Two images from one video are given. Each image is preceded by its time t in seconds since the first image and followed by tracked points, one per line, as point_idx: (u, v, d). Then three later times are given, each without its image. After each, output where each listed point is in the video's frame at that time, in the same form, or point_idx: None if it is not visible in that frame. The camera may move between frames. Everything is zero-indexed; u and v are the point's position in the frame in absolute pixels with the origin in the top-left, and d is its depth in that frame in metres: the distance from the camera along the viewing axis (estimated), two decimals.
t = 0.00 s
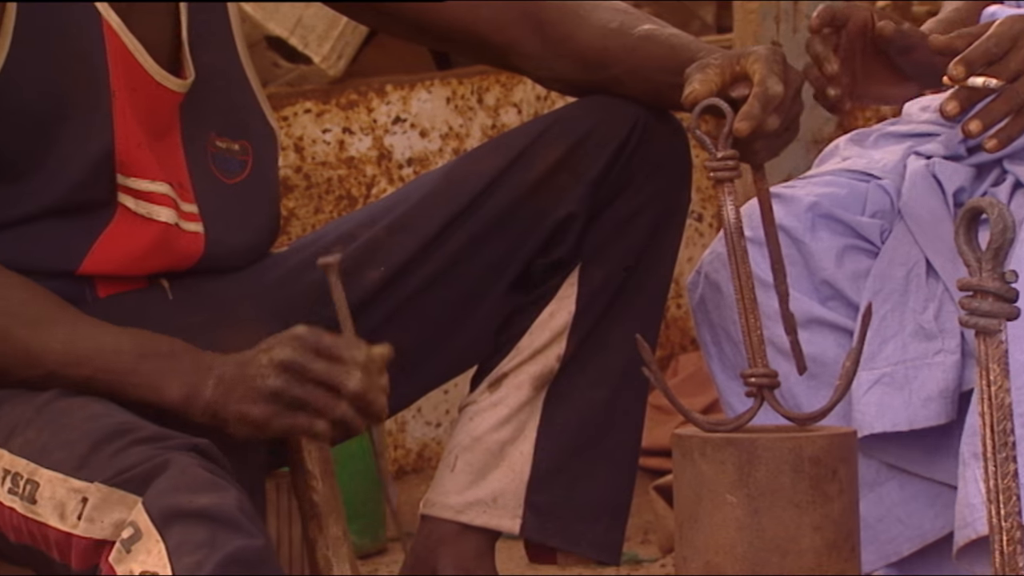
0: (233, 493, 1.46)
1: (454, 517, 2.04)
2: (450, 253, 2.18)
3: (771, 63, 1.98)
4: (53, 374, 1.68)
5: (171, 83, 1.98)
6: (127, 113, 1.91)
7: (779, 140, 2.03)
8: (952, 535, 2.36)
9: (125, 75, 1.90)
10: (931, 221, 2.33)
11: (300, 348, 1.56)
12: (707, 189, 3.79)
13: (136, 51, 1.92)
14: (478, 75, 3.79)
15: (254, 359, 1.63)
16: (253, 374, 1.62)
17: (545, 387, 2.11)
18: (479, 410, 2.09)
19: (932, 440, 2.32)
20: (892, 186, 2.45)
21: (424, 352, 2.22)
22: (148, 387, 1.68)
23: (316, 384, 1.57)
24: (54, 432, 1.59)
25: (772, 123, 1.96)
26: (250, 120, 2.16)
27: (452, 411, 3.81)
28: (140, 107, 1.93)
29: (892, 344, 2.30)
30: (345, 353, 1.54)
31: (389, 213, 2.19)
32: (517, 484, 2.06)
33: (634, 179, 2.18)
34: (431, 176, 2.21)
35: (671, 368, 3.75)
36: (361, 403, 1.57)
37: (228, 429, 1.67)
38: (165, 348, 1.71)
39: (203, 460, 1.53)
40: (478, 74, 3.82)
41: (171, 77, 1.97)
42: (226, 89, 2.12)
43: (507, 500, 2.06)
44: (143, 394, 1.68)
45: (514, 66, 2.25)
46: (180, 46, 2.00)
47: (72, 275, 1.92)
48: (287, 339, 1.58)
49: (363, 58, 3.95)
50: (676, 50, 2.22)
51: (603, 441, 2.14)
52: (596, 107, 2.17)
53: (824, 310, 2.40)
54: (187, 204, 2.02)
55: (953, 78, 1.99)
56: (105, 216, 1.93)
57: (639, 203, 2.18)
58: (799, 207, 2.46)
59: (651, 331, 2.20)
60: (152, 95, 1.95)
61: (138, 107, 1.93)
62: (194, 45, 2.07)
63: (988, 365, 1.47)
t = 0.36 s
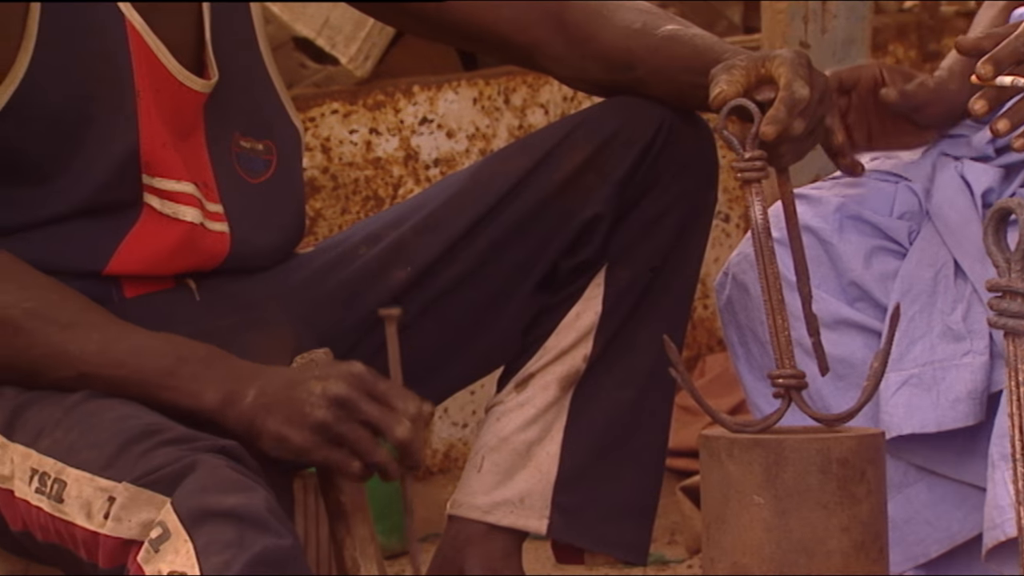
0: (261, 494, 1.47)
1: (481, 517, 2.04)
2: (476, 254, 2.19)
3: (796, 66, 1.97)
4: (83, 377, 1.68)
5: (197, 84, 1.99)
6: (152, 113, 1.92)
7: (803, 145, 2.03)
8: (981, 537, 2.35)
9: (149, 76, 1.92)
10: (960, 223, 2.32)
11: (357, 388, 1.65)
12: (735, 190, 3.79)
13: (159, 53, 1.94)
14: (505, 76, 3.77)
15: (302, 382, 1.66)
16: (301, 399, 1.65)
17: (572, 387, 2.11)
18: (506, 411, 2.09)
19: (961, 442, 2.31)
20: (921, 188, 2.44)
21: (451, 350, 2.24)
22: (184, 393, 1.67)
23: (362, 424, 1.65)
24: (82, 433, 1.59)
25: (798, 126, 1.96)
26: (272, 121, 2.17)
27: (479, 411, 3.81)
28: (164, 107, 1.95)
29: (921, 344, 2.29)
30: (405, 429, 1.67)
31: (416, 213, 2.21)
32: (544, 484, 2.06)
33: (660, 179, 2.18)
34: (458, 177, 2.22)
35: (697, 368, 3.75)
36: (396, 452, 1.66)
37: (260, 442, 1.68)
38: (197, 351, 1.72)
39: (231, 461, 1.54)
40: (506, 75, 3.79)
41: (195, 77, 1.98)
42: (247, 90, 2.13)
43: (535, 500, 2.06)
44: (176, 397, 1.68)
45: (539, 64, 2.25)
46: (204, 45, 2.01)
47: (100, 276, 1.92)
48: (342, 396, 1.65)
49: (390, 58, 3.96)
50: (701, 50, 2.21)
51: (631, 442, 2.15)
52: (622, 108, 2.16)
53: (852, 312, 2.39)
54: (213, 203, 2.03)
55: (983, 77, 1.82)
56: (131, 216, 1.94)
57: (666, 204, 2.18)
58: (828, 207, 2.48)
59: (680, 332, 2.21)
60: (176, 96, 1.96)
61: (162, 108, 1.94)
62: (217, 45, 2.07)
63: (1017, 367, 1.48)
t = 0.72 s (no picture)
0: (287, 494, 1.48)
1: (507, 519, 2.04)
2: (503, 255, 2.19)
3: (827, 61, 1.98)
4: (110, 374, 1.69)
5: (225, 88, 2.01)
6: (181, 114, 1.94)
7: (834, 143, 2.04)
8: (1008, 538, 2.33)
9: (177, 77, 1.94)
10: (988, 224, 2.30)
11: (386, 380, 1.68)
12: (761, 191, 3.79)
13: (188, 54, 1.96)
14: (530, 76, 3.76)
15: (332, 376, 1.68)
16: (332, 393, 1.67)
17: (598, 388, 2.11)
18: (532, 411, 2.10)
19: (987, 444, 2.29)
20: (948, 188, 2.42)
21: (478, 351, 2.25)
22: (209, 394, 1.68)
23: (393, 415, 1.68)
24: (111, 431, 1.60)
25: (829, 121, 1.94)
26: (300, 122, 2.18)
27: (505, 412, 3.82)
28: (192, 107, 1.96)
29: (948, 346, 2.29)
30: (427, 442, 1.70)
31: (443, 214, 2.21)
32: (570, 486, 2.06)
33: (686, 180, 2.17)
34: (485, 178, 2.22)
35: (723, 369, 3.75)
36: (433, 442, 1.71)
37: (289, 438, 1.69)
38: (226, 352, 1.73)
39: (257, 460, 1.55)
40: (531, 75, 3.78)
41: (224, 82, 2.01)
42: (276, 92, 2.15)
43: (561, 501, 2.06)
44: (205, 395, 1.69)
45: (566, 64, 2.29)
46: (232, 49, 2.05)
47: (127, 276, 1.93)
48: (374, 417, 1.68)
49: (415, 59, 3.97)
50: (731, 50, 2.20)
51: (659, 443, 2.15)
52: (648, 108, 2.16)
53: (879, 313, 2.38)
54: (240, 206, 2.05)
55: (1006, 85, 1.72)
56: (157, 219, 1.96)
57: (694, 204, 2.17)
58: (856, 213, 2.45)
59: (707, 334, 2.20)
60: (205, 97, 1.98)
61: (191, 109, 1.96)
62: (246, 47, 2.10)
63: None
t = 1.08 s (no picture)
0: (313, 495, 1.49)
1: (531, 520, 2.04)
2: (527, 256, 2.19)
3: (851, 65, 1.98)
4: (137, 377, 1.70)
5: (251, 88, 2.03)
6: (205, 115, 1.95)
7: (858, 145, 2.03)
8: None
9: (203, 78, 1.95)
10: (1016, 224, 2.29)
11: (413, 395, 1.67)
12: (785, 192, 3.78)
13: (214, 54, 1.97)
14: (554, 77, 3.74)
15: (359, 389, 1.68)
16: (357, 406, 1.66)
17: (622, 389, 2.11)
18: (556, 411, 2.10)
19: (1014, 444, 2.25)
20: (973, 188, 2.40)
21: (502, 350, 2.26)
22: (236, 397, 1.69)
23: (418, 430, 1.68)
24: (135, 433, 1.62)
25: (853, 125, 1.95)
26: (326, 123, 2.21)
27: (528, 413, 3.83)
28: (217, 107, 1.98)
29: (973, 347, 2.28)
30: (456, 409, 1.69)
31: (467, 215, 2.22)
32: (593, 487, 2.06)
33: (710, 181, 2.16)
34: (509, 179, 2.23)
35: (746, 370, 3.74)
36: (455, 457, 1.70)
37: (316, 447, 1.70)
38: (253, 357, 1.73)
39: (281, 462, 1.56)
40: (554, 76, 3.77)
41: (250, 82, 2.02)
42: (301, 93, 2.17)
43: (584, 502, 2.05)
44: (230, 400, 1.70)
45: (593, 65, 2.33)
46: (259, 48, 2.07)
47: (151, 277, 1.94)
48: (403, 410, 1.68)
49: (440, 61, 3.97)
50: (753, 51, 2.17)
51: (682, 445, 2.15)
52: (672, 108, 2.16)
53: (903, 314, 2.38)
54: (265, 207, 2.06)
55: None
56: (182, 220, 1.96)
57: (718, 204, 2.15)
58: (881, 211, 2.44)
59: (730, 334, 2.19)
60: (230, 98, 2.00)
61: (217, 108, 1.98)
62: (272, 50, 2.12)
63: None
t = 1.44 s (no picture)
0: (336, 495, 1.50)
1: (551, 520, 2.04)
2: (548, 256, 2.20)
3: (873, 68, 1.98)
4: (161, 379, 1.71)
5: (275, 88, 2.04)
6: (228, 116, 1.96)
7: (880, 149, 2.03)
8: None
9: (227, 78, 1.97)
10: None
11: (441, 435, 1.68)
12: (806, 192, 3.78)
13: (238, 55, 1.98)
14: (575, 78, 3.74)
15: (388, 414, 1.69)
16: (385, 431, 1.67)
17: (643, 390, 2.11)
18: (578, 412, 2.11)
19: None
20: (996, 187, 2.41)
21: (524, 351, 2.26)
22: (260, 400, 1.70)
23: (438, 470, 1.69)
24: (159, 433, 1.63)
25: (874, 129, 1.95)
26: (349, 125, 2.22)
27: (549, 414, 3.83)
28: (241, 108, 1.99)
29: (996, 347, 2.27)
30: (479, 457, 1.71)
31: (489, 216, 2.22)
32: (615, 487, 2.06)
33: (732, 183, 2.16)
34: (531, 179, 2.23)
35: (768, 370, 3.74)
36: (472, 506, 1.72)
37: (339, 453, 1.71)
38: (277, 361, 1.74)
39: (304, 462, 1.57)
40: (576, 76, 3.76)
41: (274, 81, 2.03)
42: (325, 95, 2.18)
43: (605, 504, 2.06)
44: (255, 403, 1.71)
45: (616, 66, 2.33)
46: (283, 49, 2.08)
47: (174, 278, 1.95)
48: (428, 417, 1.69)
49: (463, 61, 3.98)
50: (776, 53, 2.18)
51: (703, 447, 2.15)
52: (694, 108, 2.16)
53: (926, 314, 2.37)
54: (288, 206, 2.07)
55: None
56: (205, 220, 1.97)
57: (740, 205, 2.15)
58: (904, 210, 2.44)
59: (753, 335, 2.19)
60: (254, 98, 2.01)
61: (241, 109, 1.99)
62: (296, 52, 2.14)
63: None
